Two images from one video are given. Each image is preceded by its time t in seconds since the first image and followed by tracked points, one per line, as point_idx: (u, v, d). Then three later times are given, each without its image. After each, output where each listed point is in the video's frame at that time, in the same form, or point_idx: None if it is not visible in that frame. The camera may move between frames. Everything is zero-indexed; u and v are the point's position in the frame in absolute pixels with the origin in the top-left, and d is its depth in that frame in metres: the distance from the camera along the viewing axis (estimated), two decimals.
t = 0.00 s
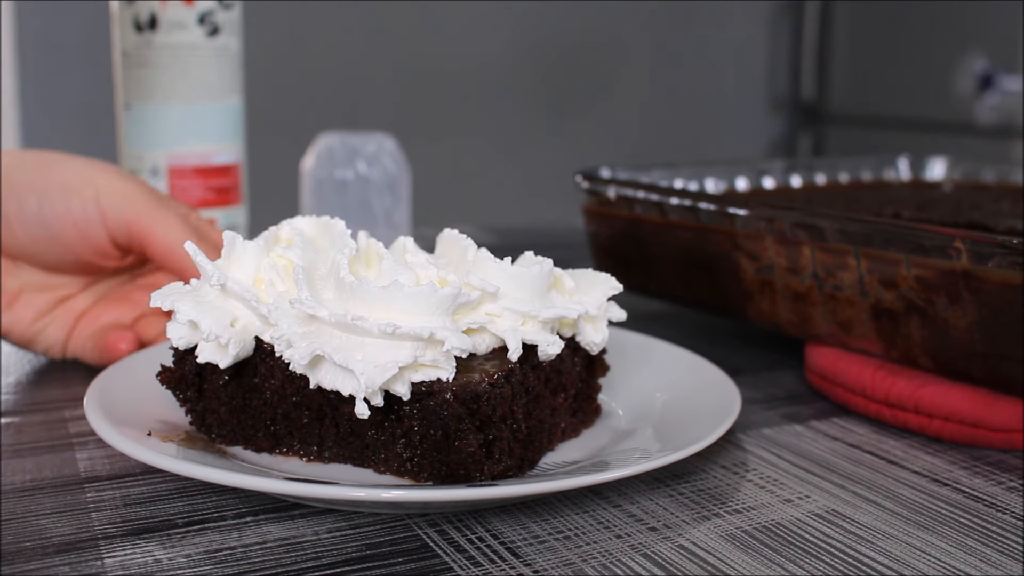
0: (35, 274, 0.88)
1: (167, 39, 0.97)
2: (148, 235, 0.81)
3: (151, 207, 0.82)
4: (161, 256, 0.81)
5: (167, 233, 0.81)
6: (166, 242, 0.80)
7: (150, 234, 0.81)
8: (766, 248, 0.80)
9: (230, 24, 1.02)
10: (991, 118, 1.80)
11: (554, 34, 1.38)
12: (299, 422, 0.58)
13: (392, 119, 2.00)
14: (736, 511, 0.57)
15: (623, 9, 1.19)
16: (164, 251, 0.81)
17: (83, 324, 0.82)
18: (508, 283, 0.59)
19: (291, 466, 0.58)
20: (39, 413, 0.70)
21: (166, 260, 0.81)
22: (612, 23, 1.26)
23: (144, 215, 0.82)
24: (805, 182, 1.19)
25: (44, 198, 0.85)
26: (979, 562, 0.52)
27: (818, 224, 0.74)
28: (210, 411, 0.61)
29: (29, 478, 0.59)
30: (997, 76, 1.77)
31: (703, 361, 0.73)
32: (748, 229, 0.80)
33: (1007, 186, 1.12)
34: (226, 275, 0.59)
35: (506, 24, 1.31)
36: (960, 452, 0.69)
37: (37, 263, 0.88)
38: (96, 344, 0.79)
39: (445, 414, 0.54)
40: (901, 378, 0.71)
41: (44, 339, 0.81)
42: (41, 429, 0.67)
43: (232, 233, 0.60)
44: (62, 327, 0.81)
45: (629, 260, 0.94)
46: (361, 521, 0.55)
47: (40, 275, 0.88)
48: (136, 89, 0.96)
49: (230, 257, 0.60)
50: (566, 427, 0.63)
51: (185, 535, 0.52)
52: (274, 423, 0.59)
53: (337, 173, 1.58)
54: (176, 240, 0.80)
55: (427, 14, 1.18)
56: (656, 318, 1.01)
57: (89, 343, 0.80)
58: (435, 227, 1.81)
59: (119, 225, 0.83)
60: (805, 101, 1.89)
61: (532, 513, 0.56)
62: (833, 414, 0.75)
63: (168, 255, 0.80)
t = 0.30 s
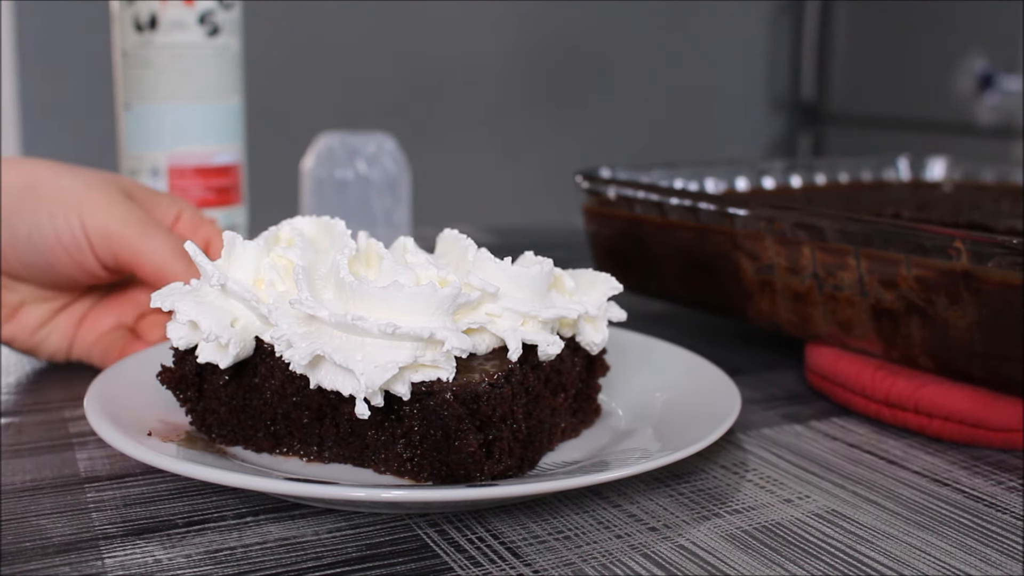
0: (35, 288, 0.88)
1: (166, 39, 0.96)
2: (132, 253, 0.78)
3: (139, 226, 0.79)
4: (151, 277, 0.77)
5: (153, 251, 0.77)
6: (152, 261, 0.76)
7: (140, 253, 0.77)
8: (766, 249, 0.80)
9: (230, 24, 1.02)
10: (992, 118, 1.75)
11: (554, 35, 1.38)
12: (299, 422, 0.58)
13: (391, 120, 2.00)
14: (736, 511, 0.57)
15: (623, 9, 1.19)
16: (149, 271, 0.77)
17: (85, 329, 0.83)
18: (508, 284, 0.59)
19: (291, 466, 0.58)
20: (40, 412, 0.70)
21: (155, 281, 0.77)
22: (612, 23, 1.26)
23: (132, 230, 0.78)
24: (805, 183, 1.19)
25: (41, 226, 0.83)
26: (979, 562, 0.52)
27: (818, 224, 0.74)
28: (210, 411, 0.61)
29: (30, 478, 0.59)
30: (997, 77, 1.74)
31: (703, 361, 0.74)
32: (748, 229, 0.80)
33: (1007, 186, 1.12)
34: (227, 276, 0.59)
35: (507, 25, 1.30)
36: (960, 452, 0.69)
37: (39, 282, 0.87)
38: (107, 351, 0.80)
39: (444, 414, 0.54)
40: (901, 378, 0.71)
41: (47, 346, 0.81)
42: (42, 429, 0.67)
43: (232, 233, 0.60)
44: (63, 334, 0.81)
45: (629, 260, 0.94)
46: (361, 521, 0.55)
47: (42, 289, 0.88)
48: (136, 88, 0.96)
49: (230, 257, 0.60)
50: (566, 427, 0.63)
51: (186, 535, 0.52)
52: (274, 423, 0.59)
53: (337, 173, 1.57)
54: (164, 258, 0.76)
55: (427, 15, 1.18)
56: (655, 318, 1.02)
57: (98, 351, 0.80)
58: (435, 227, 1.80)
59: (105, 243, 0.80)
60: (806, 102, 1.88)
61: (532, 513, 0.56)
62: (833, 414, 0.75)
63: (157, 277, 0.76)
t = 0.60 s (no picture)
0: (34, 283, 0.88)
1: (166, 39, 0.96)
2: (128, 249, 0.78)
3: (137, 221, 0.79)
4: (147, 271, 0.77)
5: (149, 245, 0.76)
6: (148, 255, 0.76)
7: (136, 249, 0.77)
8: (766, 248, 0.80)
9: (231, 24, 1.00)
10: (992, 118, 1.75)
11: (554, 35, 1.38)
12: (299, 422, 0.58)
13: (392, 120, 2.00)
14: (736, 511, 0.57)
15: (623, 10, 1.19)
16: (146, 265, 0.77)
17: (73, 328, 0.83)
18: (508, 284, 0.59)
19: (291, 466, 0.58)
20: (41, 412, 0.70)
21: (152, 274, 0.76)
22: (613, 24, 1.26)
23: (129, 226, 0.78)
24: (805, 183, 1.19)
25: (39, 221, 0.83)
26: (979, 562, 0.52)
27: (818, 224, 0.74)
28: (210, 411, 0.61)
29: (30, 478, 0.59)
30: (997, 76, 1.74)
31: (703, 361, 0.74)
32: (748, 229, 0.80)
33: (1007, 186, 1.12)
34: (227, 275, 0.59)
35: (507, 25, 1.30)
36: (960, 452, 0.69)
37: (36, 276, 0.88)
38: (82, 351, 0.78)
39: (445, 414, 0.54)
40: (901, 378, 0.71)
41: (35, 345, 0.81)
42: (42, 429, 0.67)
43: (232, 233, 0.60)
44: (53, 332, 0.81)
45: (629, 261, 0.94)
46: (361, 521, 0.55)
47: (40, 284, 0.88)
48: (136, 88, 0.97)
49: (230, 257, 0.60)
50: (566, 427, 0.63)
51: (186, 535, 0.52)
52: (274, 423, 0.59)
53: (337, 173, 1.57)
54: (157, 251, 0.76)
55: (427, 15, 1.18)
56: (656, 318, 1.02)
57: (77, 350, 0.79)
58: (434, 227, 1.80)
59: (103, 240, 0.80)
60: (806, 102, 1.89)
61: (532, 513, 0.56)
62: (833, 414, 0.75)
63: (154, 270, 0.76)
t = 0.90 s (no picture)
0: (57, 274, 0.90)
1: (165, 39, 0.96)
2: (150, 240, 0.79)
3: (160, 213, 0.81)
4: (166, 264, 0.78)
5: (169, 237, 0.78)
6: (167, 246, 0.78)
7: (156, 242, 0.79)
8: (766, 249, 0.80)
9: (231, 24, 1.00)
10: (992, 118, 1.77)
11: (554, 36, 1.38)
12: (299, 422, 0.58)
13: (392, 120, 2.00)
14: (735, 511, 0.57)
15: (623, 10, 1.19)
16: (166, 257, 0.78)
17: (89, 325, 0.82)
18: (507, 284, 0.59)
19: (291, 466, 0.58)
20: (40, 412, 0.70)
21: (170, 267, 0.78)
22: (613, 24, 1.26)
23: (152, 218, 0.80)
24: (805, 183, 1.19)
25: (64, 212, 0.86)
26: (979, 563, 0.52)
27: (818, 224, 0.74)
28: (210, 411, 0.61)
29: (30, 478, 0.59)
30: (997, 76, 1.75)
31: (703, 361, 0.74)
32: (748, 229, 0.80)
33: (1006, 186, 1.12)
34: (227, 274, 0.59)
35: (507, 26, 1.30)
36: (960, 453, 0.69)
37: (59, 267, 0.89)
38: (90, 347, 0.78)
39: (444, 414, 0.55)
40: (901, 378, 0.71)
41: (49, 341, 0.81)
42: (41, 429, 0.67)
43: (232, 233, 0.60)
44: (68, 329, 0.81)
45: (629, 261, 0.94)
46: (361, 520, 0.55)
47: (64, 276, 0.90)
48: (137, 88, 0.96)
49: (230, 257, 0.60)
50: (566, 427, 0.63)
51: (186, 535, 0.52)
52: (274, 423, 0.59)
53: (337, 174, 1.58)
54: (179, 245, 0.77)
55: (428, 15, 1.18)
56: (655, 318, 1.02)
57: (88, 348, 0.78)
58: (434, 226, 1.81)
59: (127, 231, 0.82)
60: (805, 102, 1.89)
61: (531, 513, 0.56)
62: (833, 414, 0.75)
63: (175, 265, 0.78)
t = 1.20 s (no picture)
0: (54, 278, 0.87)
1: (166, 39, 0.95)
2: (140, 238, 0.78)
3: (152, 212, 0.79)
4: (157, 262, 0.77)
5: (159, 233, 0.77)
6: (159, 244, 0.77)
7: (146, 239, 0.78)
8: (766, 249, 0.80)
9: (230, 25, 1.00)
10: (991, 119, 1.76)
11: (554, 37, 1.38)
12: (303, 421, 0.58)
13: (392, 120, 2.00)
14: (735, 511, 0.57)
15: (623, 10, 1.19)
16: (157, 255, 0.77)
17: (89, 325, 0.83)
18: (512, 282, 0.60)
19: (295, 465, 0.58)
20: (40, 413, 0.70)
21: (161, 264, 0.77)
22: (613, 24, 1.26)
23: (143, 217, 0.79)
24: (805, 183, 1.19)
25: (57, 218, 0.83)
26: (979, 562, 0.52)
27: (818, 224, 0.74)
28: (209, 411, 0.61)
29: (30, 478, 0.59)
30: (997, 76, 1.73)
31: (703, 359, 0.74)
32: (748, 229, 0.80)
33: (1006, 186, 1.12)
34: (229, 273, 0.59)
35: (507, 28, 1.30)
36: (960, 452, 0.69)
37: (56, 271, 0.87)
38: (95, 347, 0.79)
39: (454, 411, 0.55)
40: (901, 377, 0.71)
41: (51, 345, 0.81)
42: (42, 429, 0.67)
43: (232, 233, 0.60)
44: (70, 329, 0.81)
45: (629, 261, 0.94)
46: (361, 520, 0.55)
47: (59, 278, 0.88)
48: (136, 88, 0.96)
49: (229, 256, 0.59)
50: (565, 423, 0.63)
51: (185, 535, 0.52)
52: (277, 422, 0.59)
53: (337, 174, 1.57)
54: (170, 241, 0.76)
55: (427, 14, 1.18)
56: (656, 318, 1.02)
57: (97, 351, 0.79)
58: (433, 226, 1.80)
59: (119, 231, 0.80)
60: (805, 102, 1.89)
61: (531, 513, 0.56)
62: (833, 414, 0.75)
63: (164, 260, 0.76)
